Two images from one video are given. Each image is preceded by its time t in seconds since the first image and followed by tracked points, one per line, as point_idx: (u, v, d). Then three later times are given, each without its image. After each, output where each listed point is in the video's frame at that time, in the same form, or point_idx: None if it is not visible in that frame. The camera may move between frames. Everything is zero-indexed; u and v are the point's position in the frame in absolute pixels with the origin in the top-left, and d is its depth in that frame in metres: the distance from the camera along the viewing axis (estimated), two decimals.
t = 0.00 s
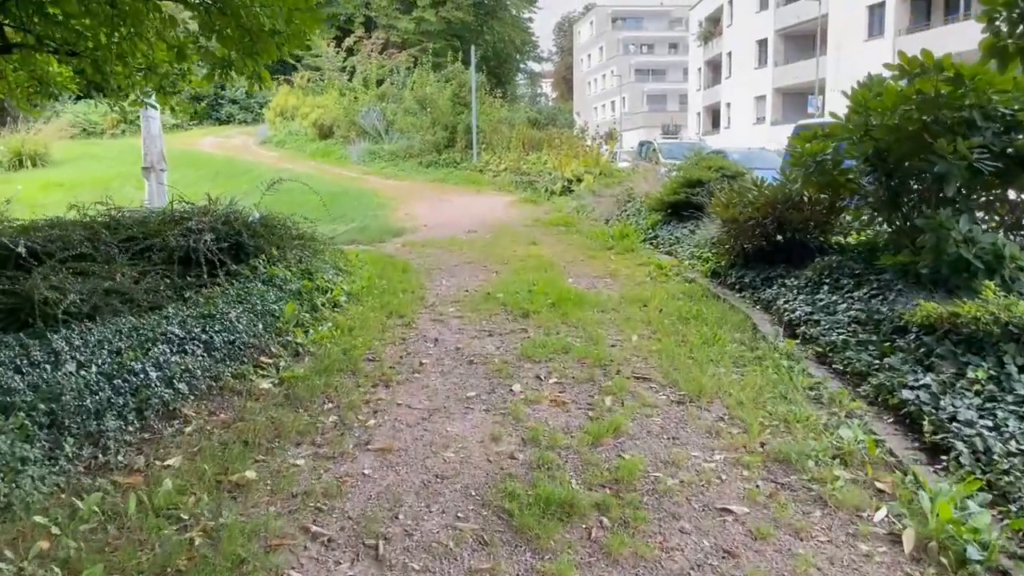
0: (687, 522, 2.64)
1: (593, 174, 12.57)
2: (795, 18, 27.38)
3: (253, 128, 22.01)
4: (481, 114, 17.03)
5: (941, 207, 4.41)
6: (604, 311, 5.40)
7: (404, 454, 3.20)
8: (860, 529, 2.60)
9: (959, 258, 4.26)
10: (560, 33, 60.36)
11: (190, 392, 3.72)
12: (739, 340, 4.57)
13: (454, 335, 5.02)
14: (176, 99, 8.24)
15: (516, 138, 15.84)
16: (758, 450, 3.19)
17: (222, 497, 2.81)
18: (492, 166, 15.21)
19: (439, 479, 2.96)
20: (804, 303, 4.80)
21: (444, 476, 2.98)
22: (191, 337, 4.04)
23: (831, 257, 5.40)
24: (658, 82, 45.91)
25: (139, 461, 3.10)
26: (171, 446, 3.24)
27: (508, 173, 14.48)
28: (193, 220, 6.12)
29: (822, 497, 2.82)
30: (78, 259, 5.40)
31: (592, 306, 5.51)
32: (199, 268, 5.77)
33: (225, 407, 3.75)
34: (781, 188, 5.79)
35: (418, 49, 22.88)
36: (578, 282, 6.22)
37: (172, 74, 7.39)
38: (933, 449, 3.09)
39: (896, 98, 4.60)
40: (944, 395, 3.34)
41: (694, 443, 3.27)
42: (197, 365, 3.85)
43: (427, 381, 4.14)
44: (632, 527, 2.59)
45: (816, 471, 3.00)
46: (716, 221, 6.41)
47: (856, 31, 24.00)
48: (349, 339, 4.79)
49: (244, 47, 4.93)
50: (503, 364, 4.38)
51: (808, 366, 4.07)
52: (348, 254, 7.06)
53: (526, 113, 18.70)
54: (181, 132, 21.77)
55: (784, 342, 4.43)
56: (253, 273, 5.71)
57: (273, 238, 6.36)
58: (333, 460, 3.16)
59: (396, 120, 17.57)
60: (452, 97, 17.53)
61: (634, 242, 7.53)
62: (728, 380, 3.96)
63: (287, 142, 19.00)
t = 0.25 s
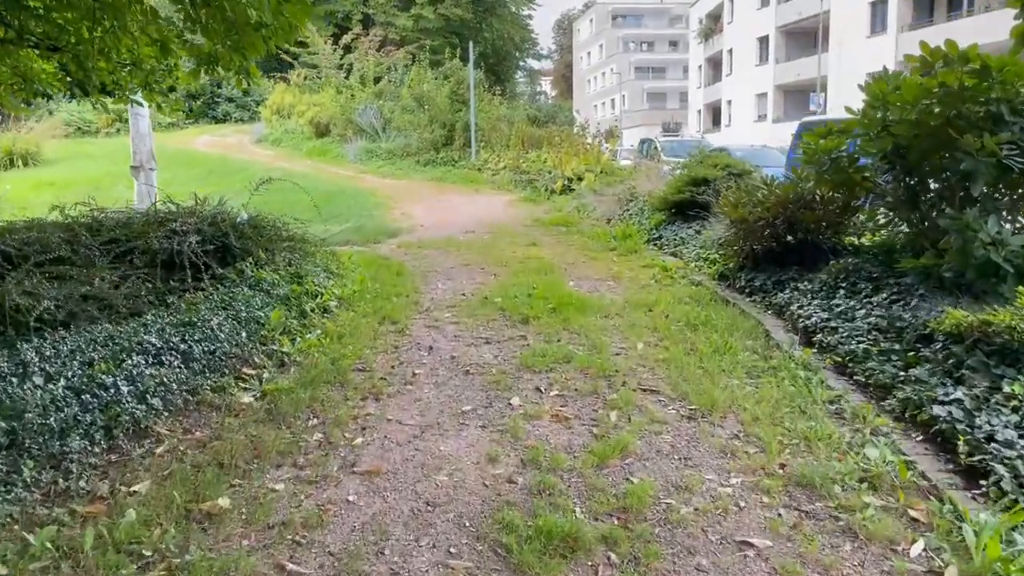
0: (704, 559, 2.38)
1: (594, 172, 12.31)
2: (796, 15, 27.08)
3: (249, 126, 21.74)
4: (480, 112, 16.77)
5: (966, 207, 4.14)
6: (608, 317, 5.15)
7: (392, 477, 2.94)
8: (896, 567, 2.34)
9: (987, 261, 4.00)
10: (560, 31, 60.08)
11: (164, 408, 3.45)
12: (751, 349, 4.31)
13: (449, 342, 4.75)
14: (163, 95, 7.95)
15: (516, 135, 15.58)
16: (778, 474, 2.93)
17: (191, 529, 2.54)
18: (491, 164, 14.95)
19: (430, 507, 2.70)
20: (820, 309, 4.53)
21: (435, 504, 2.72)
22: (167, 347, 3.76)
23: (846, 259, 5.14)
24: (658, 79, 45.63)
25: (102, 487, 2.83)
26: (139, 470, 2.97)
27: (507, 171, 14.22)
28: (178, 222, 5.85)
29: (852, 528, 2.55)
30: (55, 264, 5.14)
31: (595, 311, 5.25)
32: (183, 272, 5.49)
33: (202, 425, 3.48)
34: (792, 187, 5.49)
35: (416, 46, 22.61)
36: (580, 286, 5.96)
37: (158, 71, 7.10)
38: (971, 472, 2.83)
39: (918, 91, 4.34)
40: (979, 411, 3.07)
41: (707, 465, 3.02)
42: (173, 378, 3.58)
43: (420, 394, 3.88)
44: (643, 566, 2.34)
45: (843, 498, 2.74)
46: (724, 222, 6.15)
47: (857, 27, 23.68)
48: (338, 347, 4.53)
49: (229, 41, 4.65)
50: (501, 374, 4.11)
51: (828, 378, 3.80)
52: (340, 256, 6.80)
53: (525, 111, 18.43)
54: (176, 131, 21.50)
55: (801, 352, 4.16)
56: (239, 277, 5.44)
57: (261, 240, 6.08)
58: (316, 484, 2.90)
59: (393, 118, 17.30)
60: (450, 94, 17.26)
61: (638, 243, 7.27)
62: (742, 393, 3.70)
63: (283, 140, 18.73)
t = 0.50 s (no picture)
0: None
1: (594, 172, 12.08)
2: (796, 12, 26.83)
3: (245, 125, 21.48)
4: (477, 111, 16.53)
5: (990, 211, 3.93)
6: (611, 326, 4.93)
7: (381, 510, 2.71)
8: None
9: (1013, 269, 3.78)
10: (557, 28, 59.81)
11: (139, 432, 3.22)
12: (763, 362, 4.09)
13: (445, 354, 4.52)
14: (150, 95, 7.69)
15: (514, 134, 15.34)
16: (799, 504, 2.71)
17: (159, 573, 2.32)
18: (488, 163, 14.72)
19: (423, 546, 2.47)
20: (834, 318, 4.31)
21: (428, 542, 2.50)
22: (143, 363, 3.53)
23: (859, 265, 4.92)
24: (657, 77, 45.39)
25: (64, 524, 2.60)
26: (107, 503, 2.74)
27: (505, 171, 13.99)
28: (162, 227, 5.62)
29: (883, 569, 2.33)
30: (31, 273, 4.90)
31: (597, 319, 5.03)
32: (166, 278, 5.25)
33: (179, 449, 3.25)
34: (802, 190, 5.26)
35: (413, 44, 22.35)
36: (582, 292, 5.74)
37: (144, 70, 6.85)
38: (1010, 503, 2.61)
39: (937, 88, 4.15)
40: (1015, 435, 2.85)
41: (722, 494, 2.80)
42: (149, 397, 3.34)
43: (413, 412, 3.65)
44: None
45: (872, 532, 2.52)
46: (731, 225, 5.93)
47: (857, 23, 23.41)
48: (328, 360, 4.30)
49: (214, 39, 4.41)
50: (499, 390, 3.89)
51: (846, 395, 3.58)
52: (333, 262, 6.57)
53: (523, 109, 18.19)
54: (170, 130, 21.23)
55: (815, 365, 3.94)
56: (225, 284, 5.19)
57: (249, 245, 5.85)
58: (299, 518, 2.68)
59: (389, 117, 17.06)
60: (447, 93, 17.01)
61: (640, 247, 7.05)
62: (756, 411, 3.48)
63: (277, 139, 18.47)
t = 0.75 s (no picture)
0: None
1: (592, 171, 11.85)
2: (794, 8, 26.59)
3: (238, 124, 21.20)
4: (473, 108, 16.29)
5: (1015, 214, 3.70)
6: (613, 334, 4.69)
7: (365, 548, 2.47)
8: None
9: None
10: (554, 25, 59.52)
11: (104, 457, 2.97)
12: (775, 374, 3.85)
13: (438, 366, 4.28)
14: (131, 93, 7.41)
15: (510, 133, 15.10)
16: (823, 538, 2.47)
17: None
18: (484, 162, 14.47)
19: None
20: (849, 327, 4.08)
21: None
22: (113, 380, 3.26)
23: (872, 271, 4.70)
24: (654, 74, 45.15)
25: (13, 566, 2.34)
26: (63, 541, 2.50)
27: (502, 170, 13.75)
28: (141, 230, 5.35)
29: None
30: None
31: (598, 327, 4.79)
32: (145, 285, 4.98)
33: (148, 475, 3.00)
34: (810, 190, 4.98)
35: (407, 41, 22.08)
36: (581, 298, 5.50)
37: (124, 66, 6.58)
38: None
39: (957, 83, 3.95)
40: None
41: (738, 527, 2.56)
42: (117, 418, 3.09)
43: (403, 431, 3.41)
44: None
45: (905, 572, 2.28)
46: (736, 226, 5.69)
47: (855, 19, 23.17)
48: (313, 373, 4.05)
49: (192, 35, 4.16)
50: (495, 407, 3.65)
51: (865, 412, 3.34)
52: (322, 266, 6.32)
53: (519, 107, 17.95)
54: (162, 129, 20.94)
55: (831, 378, 3.71)
56: (206, 291, 4.94)
57: (234, 250, 5.58)
58: (274, 557, 2.44)
59: (384, 115, 16.80)
60: (442, 90, 16.75)
61: (642, 249, 6.82)
62: (770, 429, 3.24)
63: (270, 138, 18.18)
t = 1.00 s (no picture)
0: None
1: (590, 169, 11.62)
2: (792, 5, 26.35)
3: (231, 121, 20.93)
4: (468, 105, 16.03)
5: None
6: (612, 342, 4.46)
7: None
8: None
9: None
10: (551, 22, 59.25)
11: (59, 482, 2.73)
12: (783, 387, 3.62)
13: (427, 378, 4.04)
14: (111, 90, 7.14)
15: (506, 130, 14.85)
16: None
17: None
18: (480, 160, 14.23)
19: None
20: (860, 336, 3.85)
21: None
22: (72, 397, 3.02)
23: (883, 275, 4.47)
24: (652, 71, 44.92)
25: None
26: None
27: (497, 168, 13.51)
28: (117, 232, 5.10)
29: None
30: None
31: (596, 335, 4.56)
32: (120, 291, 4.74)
33: (107, 502, 2.77)
34: (817, 190, 4.75)
35: (402, 38, 21.81)
36: (578, 303, 5.28)
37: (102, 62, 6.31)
38: None
39: (976, 78, 3.73)
40: None
41: (749, 562, 2.34)
42: (75, 439, 2.85)
43: (387, 451, 3.18)
44: None
45: None
46: (739, 228, 5.46)
47: (853, 16, 22.96)
48: (293, 386, 3.81)
49: (170, 34, 3.78)
50: (486, 423, 3.41)
51: (882, 429, 3.11)
52: (309, 269, 6.08)
53: (516, 104, 17.71)
54: (154, 126, 20.65)
55: (844, 391, 3.48)
56: (183, 297, 4.69)
57: (214, 253, 5.34)
58: None
59: (378, 112, 16.54)
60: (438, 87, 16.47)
61: (641, 251, 6.59)
62: (781, 449, 3.01)
63: (263, 135, 17.92)
